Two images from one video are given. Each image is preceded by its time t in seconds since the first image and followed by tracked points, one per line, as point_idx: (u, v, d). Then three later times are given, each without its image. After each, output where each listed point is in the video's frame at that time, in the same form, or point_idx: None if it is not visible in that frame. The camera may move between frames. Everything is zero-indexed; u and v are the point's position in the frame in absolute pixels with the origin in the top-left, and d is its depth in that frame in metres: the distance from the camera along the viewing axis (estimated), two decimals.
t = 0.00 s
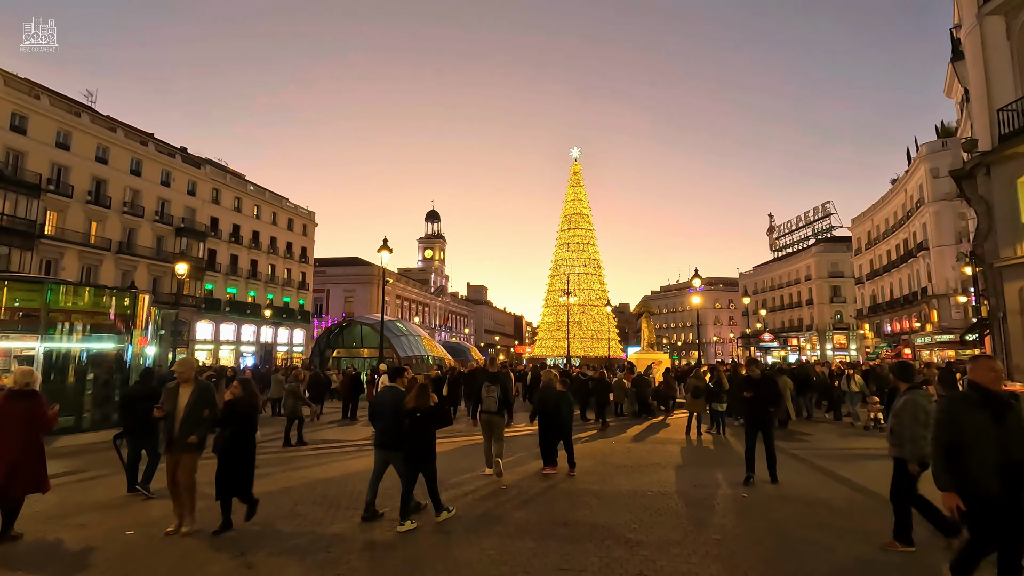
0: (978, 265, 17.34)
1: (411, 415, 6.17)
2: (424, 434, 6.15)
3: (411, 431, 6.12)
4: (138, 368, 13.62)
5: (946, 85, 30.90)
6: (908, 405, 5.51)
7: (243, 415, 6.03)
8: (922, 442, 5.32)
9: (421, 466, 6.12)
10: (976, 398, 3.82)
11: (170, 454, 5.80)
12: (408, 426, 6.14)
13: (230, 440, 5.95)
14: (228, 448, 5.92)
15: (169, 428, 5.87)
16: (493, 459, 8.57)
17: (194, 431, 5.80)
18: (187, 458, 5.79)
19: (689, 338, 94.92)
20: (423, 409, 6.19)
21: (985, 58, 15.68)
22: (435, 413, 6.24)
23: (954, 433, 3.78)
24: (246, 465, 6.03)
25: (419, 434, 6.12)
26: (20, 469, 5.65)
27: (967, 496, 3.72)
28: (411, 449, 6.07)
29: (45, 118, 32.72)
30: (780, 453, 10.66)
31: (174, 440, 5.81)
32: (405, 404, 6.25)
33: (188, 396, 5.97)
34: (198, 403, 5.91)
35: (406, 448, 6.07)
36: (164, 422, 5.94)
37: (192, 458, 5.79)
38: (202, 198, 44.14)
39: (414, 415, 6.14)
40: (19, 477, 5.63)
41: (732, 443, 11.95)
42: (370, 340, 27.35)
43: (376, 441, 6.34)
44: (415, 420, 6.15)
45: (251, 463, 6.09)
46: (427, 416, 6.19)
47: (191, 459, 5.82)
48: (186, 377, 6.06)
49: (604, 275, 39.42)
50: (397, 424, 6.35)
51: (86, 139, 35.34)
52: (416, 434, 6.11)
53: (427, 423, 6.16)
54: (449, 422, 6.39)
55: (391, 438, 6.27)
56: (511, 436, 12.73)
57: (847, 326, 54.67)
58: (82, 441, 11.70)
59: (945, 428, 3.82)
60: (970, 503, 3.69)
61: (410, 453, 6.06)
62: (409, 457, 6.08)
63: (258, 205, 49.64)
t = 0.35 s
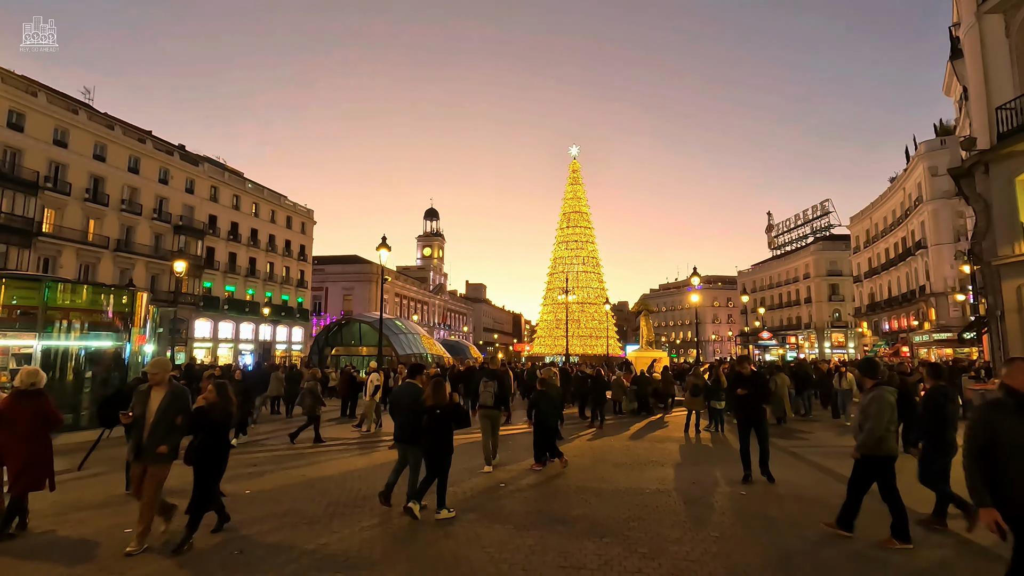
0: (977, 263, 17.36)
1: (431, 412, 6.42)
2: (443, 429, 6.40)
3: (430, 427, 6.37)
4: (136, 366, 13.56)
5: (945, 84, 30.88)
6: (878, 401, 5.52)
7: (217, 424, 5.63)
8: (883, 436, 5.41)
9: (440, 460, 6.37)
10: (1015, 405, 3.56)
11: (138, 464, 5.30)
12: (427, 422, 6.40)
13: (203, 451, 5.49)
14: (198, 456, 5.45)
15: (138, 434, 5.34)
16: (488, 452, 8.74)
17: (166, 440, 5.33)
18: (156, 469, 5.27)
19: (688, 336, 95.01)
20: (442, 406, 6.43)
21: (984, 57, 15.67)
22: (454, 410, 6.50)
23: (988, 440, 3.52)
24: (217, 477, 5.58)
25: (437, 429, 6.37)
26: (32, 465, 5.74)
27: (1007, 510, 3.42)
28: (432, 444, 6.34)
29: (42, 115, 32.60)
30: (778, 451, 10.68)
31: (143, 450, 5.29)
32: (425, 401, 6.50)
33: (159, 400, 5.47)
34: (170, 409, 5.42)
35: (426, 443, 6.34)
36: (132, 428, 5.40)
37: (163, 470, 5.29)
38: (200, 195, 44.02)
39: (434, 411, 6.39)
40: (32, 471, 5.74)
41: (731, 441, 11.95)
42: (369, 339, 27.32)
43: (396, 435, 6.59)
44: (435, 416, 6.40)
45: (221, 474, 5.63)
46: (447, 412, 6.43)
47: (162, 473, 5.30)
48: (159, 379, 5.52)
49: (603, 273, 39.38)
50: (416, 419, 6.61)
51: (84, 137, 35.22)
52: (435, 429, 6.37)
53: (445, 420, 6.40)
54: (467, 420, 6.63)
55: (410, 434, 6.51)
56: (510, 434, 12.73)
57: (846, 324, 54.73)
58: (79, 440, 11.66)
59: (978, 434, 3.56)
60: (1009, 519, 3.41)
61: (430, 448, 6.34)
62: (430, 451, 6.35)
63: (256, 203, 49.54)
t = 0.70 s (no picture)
0: (974, 261, 17.37)
1: (441, 408, 6.61)
2: (454, 425, 6.57)
3: (440, 423, 6.56)
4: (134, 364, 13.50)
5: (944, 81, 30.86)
6: (838, 399, 5.85)
7: (191, 430, 5.15)
8: (848, 433, 5.64)
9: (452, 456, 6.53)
10: None
11: (99, 471, 4.85)
12: (437, 418, 6.58)
13: (170, 459, 5.03)
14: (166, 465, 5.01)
15: (103, 438, 4.89)
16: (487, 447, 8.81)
17: (134, 444, 4.94)
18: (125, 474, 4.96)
19: (686, 333, 95.16)
20: (452, 402, 6.62)
21: (983, 55, 15.68)
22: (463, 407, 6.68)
23: None
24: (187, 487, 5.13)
25: (448, 424, 6.56)
26: (34, 459, 5.75)
27: None
28: (443, 439, 6.51)
29: (39, 112, 32.48)
30: (775, 448, 10.71)
31: (106, 456, 4.87)
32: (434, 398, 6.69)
33: (125, 402, 5.03)
34: (138, 412, 4.99)
35: (438, 439, 6.52)
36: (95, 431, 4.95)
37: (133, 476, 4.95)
38: (198, 193, 43.94)
39: (444, 407, 6.57)
40: (34, 467, 5.73)
41: (730, 439, 11.94)
42: (367, 336, 27.30)
43: (408, 432, 6.77)
44: (445, 412, 6.58)
45: (197, 479, 5.22)
46: (457, 408, 6.62)
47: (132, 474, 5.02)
48: (125, 378, 5.08)
49: (602, 271, 39.35)
50: (426, 417, 6.78)
51: (81, 134, 35.11)
52: (445, 425, 6.55)
53: (455, 416, 6.57)
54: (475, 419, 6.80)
55: (422, 430, 6.69)
56: (509, 432, 12.73)
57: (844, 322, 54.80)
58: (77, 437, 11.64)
59: None
60: None
61: (441, 444, 6.51)
62: (442, 446, 6.52)
63: (255, 200, 49.45)
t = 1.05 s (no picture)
0: (972, 259, 17.43)
1: (449, 403, 6.78)
2: (463, 419, 6.76)
3: (449, 417, 6.76)
4: (132, 361, 13.54)
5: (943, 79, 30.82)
6: (806, 395, 6.02)
7: (157, 432, 4.67)
8: (819, 426, 5.75)
9: (462, 449, 6.75)
10: None
11: (51, 472, 4.59)
12: (446, 414, 6.77)
13: (132, 463, 4.56)
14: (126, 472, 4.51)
15: (55, 437, 4.58)
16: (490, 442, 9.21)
17: (90, 445, 4.59)
18: (78, 478, 4.60)
19: (684, 331, 95.27)
20: (459, 397, 6.77)
21: (983, 52, 15.66)
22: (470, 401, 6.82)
23: None
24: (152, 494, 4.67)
25: (456, 420, 6.75)
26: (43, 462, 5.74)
27: None
28: (452, 433, 6.73)
29: (36, 109, 32.37)
30: (772, 446, 10.73)
31: (61, 455, 4.56)
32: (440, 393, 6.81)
33: (82, 400, 4.71)
34: (94, 411, 4.65)
35: (448, 434, 6.73)
36: (47, 430, 4.64)
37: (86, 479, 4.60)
38: (196, 190, 43.84)
39: (452, 403, 6.74)
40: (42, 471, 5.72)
41: (727, 436, 11.95)
42: (366, 334, 27.29)
43: (418, 426, 6.99)
44: (454, 407, 6.77)
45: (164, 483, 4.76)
46: (464, 403, 6.77)
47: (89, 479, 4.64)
48: (82, 374, 4.75)
49: (601, 269, 39.40)
50: (434, 411, 6.94)
51: (79, 131, 35.02)
52: (454, 419, 6.75)
53: (463, 412, 6.75)
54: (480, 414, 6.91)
55: (429, 425, 6.92)
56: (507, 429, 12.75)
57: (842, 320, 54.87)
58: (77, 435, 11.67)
59: None
60: None
61: (449, 438, 6.73)
62: (449, 440, 6.77)
63: (253, 197, 49.35)
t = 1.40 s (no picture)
0: (971, 257, 17.45)
1: (457, 399, 6.93)
2: (470, 415, 6.93)
3: (456, 413, 6.89)
4: (131, 359, 13.57)
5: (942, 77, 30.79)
6: (769, 388, 6.18)
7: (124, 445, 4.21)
8: (777, 421, 5.96)
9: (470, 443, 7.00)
10: None
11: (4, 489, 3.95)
12: (453, 410, 6.91)
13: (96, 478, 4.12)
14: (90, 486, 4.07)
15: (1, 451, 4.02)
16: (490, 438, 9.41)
17: (48, 461, 3.99)
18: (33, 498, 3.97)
19: (683, 329, 95.34)
20: (467, 393, 6.94)
21: (982, 50, 15.65)
22: (476, 397, 7.02)
23: None
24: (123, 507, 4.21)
25: (465, 416, 6.90)
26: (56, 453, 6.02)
27: None
28: (460, 428, 6.91)
29: (35, 106, 32.29)
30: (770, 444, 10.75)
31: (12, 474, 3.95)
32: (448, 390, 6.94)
33: (36, 409, 4.09)
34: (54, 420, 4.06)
35: (456, 429, 6.90)
36: None
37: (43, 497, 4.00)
38: (194, 187, 43.76)
39: (460, 399, 6.90)
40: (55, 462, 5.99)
41: (725, 434, 11.96)
42: (365, 332, 27.29)
43: (424, 422, 7.04)
44: (461, 403, 6.92)
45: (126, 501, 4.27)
46: (471, 399, 6.95)
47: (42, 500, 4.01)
48: (38, 379, 4.14)
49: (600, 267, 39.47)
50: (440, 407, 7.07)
51: (77, 129, 34.95)
52: (461, 416, 6.90)
53: (470, 408, 6.91)
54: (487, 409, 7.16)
55: (436, 421, 6.96)
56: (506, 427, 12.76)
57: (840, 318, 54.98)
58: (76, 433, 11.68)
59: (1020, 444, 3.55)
60: None
61: (458, 433, 6.91)
62: (456, 435, 6.94)
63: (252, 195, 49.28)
